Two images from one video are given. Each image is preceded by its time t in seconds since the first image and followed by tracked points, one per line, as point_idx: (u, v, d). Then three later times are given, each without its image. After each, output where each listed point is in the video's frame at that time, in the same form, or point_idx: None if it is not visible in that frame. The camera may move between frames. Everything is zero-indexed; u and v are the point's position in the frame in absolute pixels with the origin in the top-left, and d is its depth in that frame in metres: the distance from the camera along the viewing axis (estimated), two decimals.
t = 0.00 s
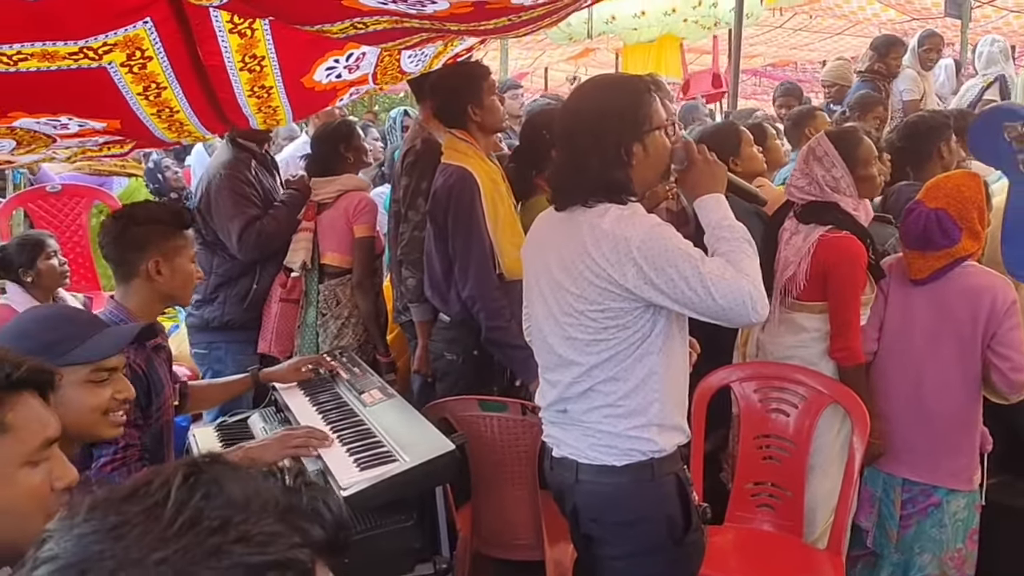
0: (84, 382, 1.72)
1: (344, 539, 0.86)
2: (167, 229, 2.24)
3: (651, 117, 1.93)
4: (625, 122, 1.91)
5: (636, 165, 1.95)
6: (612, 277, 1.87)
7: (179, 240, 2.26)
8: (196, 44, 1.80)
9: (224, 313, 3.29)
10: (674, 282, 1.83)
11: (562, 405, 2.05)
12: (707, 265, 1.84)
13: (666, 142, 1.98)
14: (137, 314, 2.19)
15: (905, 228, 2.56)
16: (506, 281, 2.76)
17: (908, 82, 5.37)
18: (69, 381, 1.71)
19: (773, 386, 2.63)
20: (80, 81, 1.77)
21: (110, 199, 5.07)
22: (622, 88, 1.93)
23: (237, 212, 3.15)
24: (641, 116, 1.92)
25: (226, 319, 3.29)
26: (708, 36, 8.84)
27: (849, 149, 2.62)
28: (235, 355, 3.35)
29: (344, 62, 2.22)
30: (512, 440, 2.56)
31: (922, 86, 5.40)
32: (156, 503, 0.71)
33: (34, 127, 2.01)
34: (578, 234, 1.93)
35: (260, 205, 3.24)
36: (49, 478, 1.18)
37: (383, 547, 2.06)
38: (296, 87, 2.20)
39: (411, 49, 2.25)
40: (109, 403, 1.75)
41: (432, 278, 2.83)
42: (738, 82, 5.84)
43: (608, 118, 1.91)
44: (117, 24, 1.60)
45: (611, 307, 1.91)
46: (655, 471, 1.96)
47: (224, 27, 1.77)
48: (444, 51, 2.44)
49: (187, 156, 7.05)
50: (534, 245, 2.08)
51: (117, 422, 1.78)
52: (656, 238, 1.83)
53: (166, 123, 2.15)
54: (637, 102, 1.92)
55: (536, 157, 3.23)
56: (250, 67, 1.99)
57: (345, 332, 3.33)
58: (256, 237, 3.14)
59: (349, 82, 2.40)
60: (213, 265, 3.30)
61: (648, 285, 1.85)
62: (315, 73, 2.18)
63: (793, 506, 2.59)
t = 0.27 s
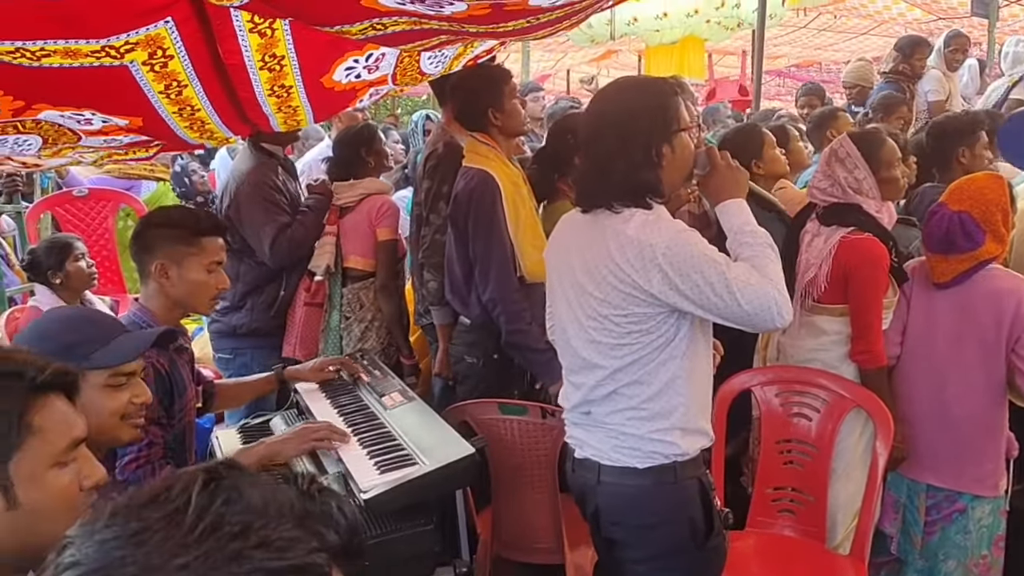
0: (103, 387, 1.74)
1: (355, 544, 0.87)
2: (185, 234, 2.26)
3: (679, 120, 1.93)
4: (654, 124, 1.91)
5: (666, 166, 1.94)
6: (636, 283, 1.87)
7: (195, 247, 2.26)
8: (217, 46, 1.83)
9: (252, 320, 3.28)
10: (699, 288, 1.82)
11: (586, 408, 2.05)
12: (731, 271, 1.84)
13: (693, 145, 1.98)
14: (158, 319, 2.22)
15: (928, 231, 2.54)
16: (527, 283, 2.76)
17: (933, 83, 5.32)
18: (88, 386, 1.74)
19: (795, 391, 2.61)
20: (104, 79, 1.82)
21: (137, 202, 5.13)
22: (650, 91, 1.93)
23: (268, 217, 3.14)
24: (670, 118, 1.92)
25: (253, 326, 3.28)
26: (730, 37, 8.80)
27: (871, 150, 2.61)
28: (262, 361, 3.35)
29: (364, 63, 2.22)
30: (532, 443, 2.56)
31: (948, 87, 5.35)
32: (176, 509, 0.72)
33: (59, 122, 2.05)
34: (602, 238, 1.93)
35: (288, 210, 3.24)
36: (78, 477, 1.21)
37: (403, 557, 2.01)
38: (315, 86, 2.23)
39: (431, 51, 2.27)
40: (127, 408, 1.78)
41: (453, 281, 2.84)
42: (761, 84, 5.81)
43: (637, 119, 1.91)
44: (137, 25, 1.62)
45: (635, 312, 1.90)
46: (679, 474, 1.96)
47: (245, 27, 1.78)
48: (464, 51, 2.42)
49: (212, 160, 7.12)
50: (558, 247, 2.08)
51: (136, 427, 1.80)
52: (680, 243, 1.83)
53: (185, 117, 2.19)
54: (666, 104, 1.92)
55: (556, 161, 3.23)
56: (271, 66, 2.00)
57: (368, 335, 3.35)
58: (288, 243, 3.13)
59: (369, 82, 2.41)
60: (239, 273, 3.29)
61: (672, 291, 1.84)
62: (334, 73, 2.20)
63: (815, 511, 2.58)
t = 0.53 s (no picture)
0: (125, 397, 1.76)
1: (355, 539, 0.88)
2: (201, 235, 2.28)
3: (696, 120, 1.94)
4: (672, 124, 1.91)
5: (682, 166, 1.94)
6: (652, 282, 1.87)
7: (208, 246, 2.28)
8: (230, 49, 1.85)
9: (273, 321, 3.30)
10: (715, 288, 1.82)
11: (602, 406, 2.05)
12: (747, 272, 1.84)
13: (710, 145, 1.98)
14: (177, 318, 2.24)
15: (943, 229, 2.52)
16: (541, 284, 2.76)
17: (948, 81, 5.29)
18: (109, 394, 1.75)
19: (810, 390, 2.60)
20: (119, 82, 1.84)
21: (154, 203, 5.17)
22: (668, 90, 1.93)
23: (291, 220, 3.16)
24: (687, 118, 1.92)
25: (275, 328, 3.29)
26: (746, 35, 8.77)
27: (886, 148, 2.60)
28: (281, 360, 3.37)
29: (376, 61, 2.24)
30: (546, 442, 2.57)
31: (963, 84, 5.31)
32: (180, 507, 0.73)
33: (77, 125, 2.08)
34: (618, 237, 1.94)
35: (308, 211, 3.25)
36: (87, 471, 1.23)
37: (418, 555, 2.04)
38: (329, 86, 2.25)
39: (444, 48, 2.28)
40: (148, 415, 1.81)
41: (468, 280, 2.84)
42: (774, 82, 5.79)
43: (656, 119, 1.92)
44: (153, 28, 1.64)
45: (652, 311, 1.91)
46: (696, 472, 1.96)
47: (259, 29, 1.79)
48: (475, 47, 2.44)
49: (229, 161, 7.18)
50: (575, 246, 2.08)
51: (156, 434, 1.84)
52: (696, 244, 1.83)
53: (201, 120, 2.22)
54: (682, 105, 1.92)
55: (570, 160, 3.23)
56: (284, 67, 2.02)
57: (385, 335, 3.36)
58: (310, 246, 3.16)
59: (382, 80, 2.42)
60: (259, 275, 3.30)
61: (689, 291, 1.84)
62: (348, 72, 2.21)
63: (831, 510, 2.57)
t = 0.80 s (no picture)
0: (135, 394, 1.78)
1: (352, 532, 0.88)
2: (221, 232, 2.30)
3: (705, 115, 1.93)
4: (678, 120, 1.91)
5: (688, 163, 1.95)
6: (668, 272, 1.87)
7: (233, 240, 2.32)
8: (247, 52, 1.87)
9: (291, 316, 3.31)
10: (733, 278, 1.82)
11: (621, 400, 2.05)
12: (764, 261, 1.83)
13: (720, 140, 1.97)
14: (197, 312, 2.26)
15: (961, 224, 2.50)
16: (556, 280, 2.77)
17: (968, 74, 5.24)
18: (121, 393, 1.77)
19: (827, 385, 2.58)
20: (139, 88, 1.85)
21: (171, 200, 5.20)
22: (676, 87, 1.94)
23: (307, 214, 3.15)
24: (694, 114, 1.92)
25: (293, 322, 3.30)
26: (762, 29, 8.72)
27: (902, 141, 2.60)
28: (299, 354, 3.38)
29: (392, 55, 2.24)
30: (561, 437, 2.57)
31: (983, 78, 5.25)
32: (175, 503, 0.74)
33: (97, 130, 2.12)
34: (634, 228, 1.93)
35: (325, 206, 3.26)
36: (108, 463, 1.24)
37: (429, 551, 2.04)
38: (346, 83, 2.26)
39: (457, 39, 2.28)
40: (160, 411, 1.82)
41: (482, 275, 2.86)
42: (791, 77, 5.74)
43: (663, 116, 1.92)
44: (174, 31, 1.65)
45: (669, 302, 1.90)
46: (716, 467, 1.95)
47: (275, 29, 1.80)
48: (488, 38, 2.46)
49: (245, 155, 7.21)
50: (589, 242, 2.08)
51: (169, 429, 1.84)
52: (712, 233, 1.83)
53: (219, 120, 2.23)
54: (690, 100, 1.92)
55: (586, 154, 3.22)
56: (301, 65, 2.03)
57: (403, 330, 3.37)
58: (327, 241, 3.15)
59: (397, 73, 2.42)
60: (277, 270, 3.33)
61: (705, 280, 1.84)
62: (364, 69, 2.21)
63: (849, 506, 2.55)
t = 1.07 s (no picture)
0: (152, 397, 1.79)
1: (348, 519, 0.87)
2: (228, 223, 2.30)
3: (717, 102, 1.92)
4: (691, 108, 1.90)
5: (702, 150, 1.93)
6: (682, 261, 1.86)
7: (241, 230, 2.32)
8: (245, 39, 1.85)
9: (305, 308, 3.30)
10: (748, 266, 1.80)
11: (635, 391, 2.04)
12: (779, 248, 1.82)
13: (732, 127, 1.95)
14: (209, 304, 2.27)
15: (978, 215, 2.47)
16: (568, 273, 2.74)
17: (989, 64, 5.16)
18: (138, 395, 1.78)
19: (842, 377, 2.56)
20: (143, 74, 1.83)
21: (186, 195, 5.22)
22: (687, 74, 1.92)
23: (319, 207, 3.15)
24: (707, 101, 1.90)
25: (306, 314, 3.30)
26: (778, 21, 8.66)
27: (917, 130, 2.54)
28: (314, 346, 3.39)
29: (399, 48, 2.23)
30: (574, 430, 2.56)
31: (1005, 67, 5.18)
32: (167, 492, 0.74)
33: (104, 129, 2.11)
34: (647, 218, 1.92)
35: (338, 199, 3.26)
36: (121, 459, 1.25)
37: (446, 541, 2.03)
38: (351, 74, 2.26)
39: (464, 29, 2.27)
40: (177, 413, 1.83)
41: (495, 268, 2.85)
42: (808, 68, 5.68)
43: (674, 105, 1.91)
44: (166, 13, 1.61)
45: (683, 292, 1.89)
46: (729, 460, 1.94)
47: (277, 20, 1.80)
48: (497, 30, 2.44)
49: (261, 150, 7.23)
50: (602, 234, 2.07)
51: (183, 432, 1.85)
52: (726, 221, 1.81)
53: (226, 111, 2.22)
54: (702, 88, 1.91)
55: (601, 145, 3.20)
56: (305, 57, 2.03)
57: (416, 324, 3.36)
58: (339, 233, 3.14)
59: (402, 65, 2.40)
60: (291, 262, 3.30)
61: (719, 268, 1.82)
62: (370, 61, 2.21)
63: (864, 500, 2.53)
